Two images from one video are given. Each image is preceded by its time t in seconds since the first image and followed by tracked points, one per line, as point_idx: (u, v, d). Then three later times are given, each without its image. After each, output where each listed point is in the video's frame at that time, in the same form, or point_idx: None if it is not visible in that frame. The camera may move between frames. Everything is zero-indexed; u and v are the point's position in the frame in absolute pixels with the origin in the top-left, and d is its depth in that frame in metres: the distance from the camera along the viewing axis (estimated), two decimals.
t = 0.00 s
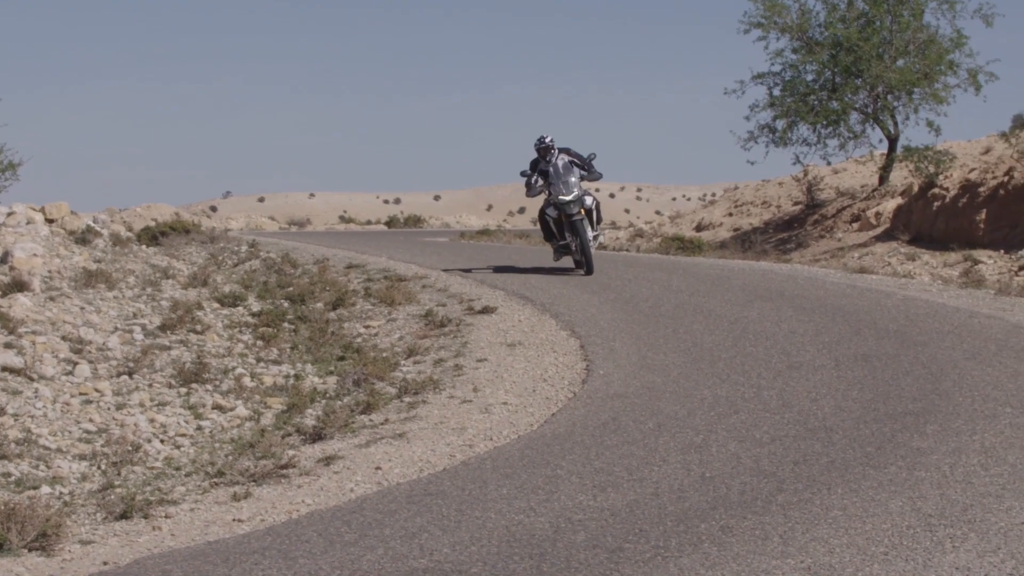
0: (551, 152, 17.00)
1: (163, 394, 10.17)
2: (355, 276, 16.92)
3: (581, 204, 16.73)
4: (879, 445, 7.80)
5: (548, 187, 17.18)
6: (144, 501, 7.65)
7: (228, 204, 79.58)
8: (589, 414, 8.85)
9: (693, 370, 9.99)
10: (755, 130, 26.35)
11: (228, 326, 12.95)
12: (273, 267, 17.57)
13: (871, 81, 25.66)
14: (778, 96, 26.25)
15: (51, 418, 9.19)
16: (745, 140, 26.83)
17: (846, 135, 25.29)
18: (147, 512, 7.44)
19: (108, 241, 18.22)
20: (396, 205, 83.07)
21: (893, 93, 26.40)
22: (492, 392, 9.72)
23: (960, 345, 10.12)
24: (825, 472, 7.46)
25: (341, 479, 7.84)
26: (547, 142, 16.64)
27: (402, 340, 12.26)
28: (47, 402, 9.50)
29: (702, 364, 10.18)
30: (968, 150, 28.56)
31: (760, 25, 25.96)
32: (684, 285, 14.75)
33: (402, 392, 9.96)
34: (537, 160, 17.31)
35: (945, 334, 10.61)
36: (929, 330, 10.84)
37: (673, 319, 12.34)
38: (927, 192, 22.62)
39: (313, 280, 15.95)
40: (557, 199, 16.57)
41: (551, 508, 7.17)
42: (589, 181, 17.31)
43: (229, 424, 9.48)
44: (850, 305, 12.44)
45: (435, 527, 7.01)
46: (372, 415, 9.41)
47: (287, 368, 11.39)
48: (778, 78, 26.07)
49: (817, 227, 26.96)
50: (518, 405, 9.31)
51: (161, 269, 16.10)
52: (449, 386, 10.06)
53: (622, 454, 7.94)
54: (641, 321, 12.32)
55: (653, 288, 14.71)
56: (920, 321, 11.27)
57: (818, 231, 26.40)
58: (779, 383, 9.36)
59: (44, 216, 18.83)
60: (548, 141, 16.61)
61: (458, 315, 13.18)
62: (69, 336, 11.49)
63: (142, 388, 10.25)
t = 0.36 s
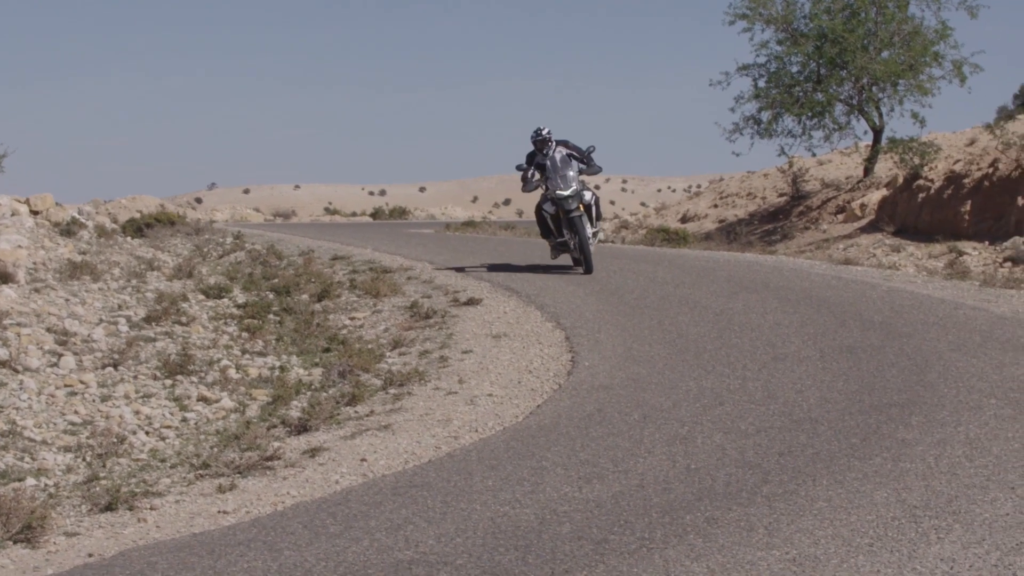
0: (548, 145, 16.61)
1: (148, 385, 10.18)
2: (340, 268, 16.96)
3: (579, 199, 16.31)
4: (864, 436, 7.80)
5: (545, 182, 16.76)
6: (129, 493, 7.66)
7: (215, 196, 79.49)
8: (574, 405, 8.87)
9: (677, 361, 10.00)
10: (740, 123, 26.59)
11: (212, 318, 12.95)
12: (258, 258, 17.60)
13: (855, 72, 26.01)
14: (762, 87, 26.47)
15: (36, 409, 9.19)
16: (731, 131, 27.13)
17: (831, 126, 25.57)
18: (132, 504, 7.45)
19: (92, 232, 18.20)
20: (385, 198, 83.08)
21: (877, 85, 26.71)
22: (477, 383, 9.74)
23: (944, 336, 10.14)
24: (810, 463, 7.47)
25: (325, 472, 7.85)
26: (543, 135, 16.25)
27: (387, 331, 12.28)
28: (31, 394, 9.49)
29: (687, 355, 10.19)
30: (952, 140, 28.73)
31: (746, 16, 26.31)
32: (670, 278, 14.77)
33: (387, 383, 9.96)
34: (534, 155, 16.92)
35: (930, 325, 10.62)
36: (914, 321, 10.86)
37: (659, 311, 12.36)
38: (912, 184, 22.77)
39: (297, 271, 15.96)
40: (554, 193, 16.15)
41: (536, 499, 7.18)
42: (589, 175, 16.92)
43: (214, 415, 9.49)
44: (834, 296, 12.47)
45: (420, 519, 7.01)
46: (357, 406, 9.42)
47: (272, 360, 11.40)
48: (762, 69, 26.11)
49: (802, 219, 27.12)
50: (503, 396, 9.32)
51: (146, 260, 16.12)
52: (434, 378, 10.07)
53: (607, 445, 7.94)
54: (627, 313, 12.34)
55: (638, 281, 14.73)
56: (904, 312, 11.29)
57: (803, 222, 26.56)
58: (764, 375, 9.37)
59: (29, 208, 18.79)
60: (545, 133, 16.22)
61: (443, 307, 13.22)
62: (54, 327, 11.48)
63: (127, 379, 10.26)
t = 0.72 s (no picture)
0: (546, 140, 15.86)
1: (135, 378, 10.18)
2: (327, 261, 16.97)
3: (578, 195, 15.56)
4: (851, 429, 7.81)
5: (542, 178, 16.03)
6: (117, 486, 7.67)
7: (204, 189, 79.42)
8: (561, 398, 8.87)
9: (665, 354, 10.00)
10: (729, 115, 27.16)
11: (200, 311, 12.95)
12: (245, 251, 17.61)
13: (843, 65, 26.61)
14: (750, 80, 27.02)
15: (23, 402, 9.20)
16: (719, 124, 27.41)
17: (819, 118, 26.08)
18: (120, 496, 7.48)
19: (80, 226, 18.20)
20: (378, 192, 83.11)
21: (865, 77, 27.35)
22: (464, 376, 9.76)
23: (932, 329, 10.15)
24: (797, 456, 7.47)
25: (313, 464, 7.86)
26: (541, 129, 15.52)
27: (375, 324, 12.30)
28: (19, 386, 9.50)
29: (674, 348, 10.18)
30: (939, 132, 28.87)
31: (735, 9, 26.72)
32: (659, 272, 14.77)
33: (374, 376, 9.97)
34: (532, 150, 16.16)
35: (917, 318, 10.64)
36: (901, 313, 10.88)
37: (646, 304, 12.37)
38: (900, 177, 22.88)
39: (285, 265, 15.99)
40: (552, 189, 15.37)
41: (524, 492, 7.18)
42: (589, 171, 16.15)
43: (201, 408, 9.49)
44: (822, 289, 12.47)
45: (408, 512, 7.01)
46: (345, 399, 9.41)
47: (260, 353, 11.40)
48: (750, 62, 26.19)
49: (789, 212, 27.35)
50: (492, 389, 9.33)
51: (133, 253, 16.13)
52: (422, 370, 10.08)
53: (595, 438, 7.95)
54: (615, 306, 12.34)
55: (628, 275, 14.73)
56: (892, 305, 11.30)
57: (791, 215, 26.74)
58: (752, 367, 9.38)
59: (16, 201, 18.70)
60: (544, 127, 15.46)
61: (430, 300, 13.25)
62: (42, 320, 11.49)
63: (114, 372, 10.26)
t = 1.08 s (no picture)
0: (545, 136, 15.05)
1: (125, 371, 10.19)
2: (317, 255, 17.00)
3: (578, 195, 14.72)
4: (841, 423, 7.82)
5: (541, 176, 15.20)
6: (107, 480, 7.68)
7: (195, 184, 79.35)
8: (550, 392, 8.87)
9: (654, 348, 10.00)
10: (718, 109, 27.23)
11: (189, 305, 12.96)
12: (235, 245, 17.64)
13: (833, 59, 26.66)
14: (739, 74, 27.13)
15: (12, 396, 9.21)
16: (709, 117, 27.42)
17: (808, 112, 26.08)
18: (110, 491, 7.49)
19: (70, 220, 18.20)
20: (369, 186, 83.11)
21: (854, 71, 27.43)
22: (453, 370, 9.76)
23: (922, 322, 10.15)
24: (786, 450, 7.48)
25: (303, 459, 7.87)
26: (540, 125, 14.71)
27: (365, 318, 12.31)
28: (8, 380, 9.51)
29: (664, 342, 10.17)
30: (928, 126, 28.92)
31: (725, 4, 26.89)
32: (650, 267, 14.76)
33: (364, 369, 9.97)
34: (530, 147, 15.34)
35: (906, 312, 10.65)
36: (891, 307, 10.88)
37: (637, 298, 12.37)
38: (889, 170, 22.86)
39: (275, 259, 16.00)
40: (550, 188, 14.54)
41: (513, 486, 7.18)
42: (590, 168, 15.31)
43: (192, 402, 9.50)
44: (812, 283, 12.47)
45: (398, 506, 7.01)
46: (334, 393, 9.42)
47: (250, 346, 11.40)
48: (740, 56, 26.20)
49: (780, 205, 27.48)
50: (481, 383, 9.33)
51: (122, 247, 16.15)
52: (411, 365, 10.08)
53: (584, 432, 7.95)
54: (606, 301, 12.34)
55: (620, 271, 14.73)
56: (881, 299, 11.31)
57: (780, 209, 26.91)
58: (740, 361, 9.39)
59: (5, 196, 19.08)
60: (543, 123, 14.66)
61: (420, 293, 13.28)
62: (31, 314, 11.49)
63: (104, 366, 10.27)
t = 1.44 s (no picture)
0: (543, 135, 14.13)
1: (117, 367, 10.19)
2: (309, 250, 17.00)
3: (578, 196, 13.80)
4: (832, 419, 7.82)
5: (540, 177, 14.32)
6: (98, 475, 7.68)
7: (188, 179, 79.23)
8: (542, 387, 8.88)
9: (646, 344, 10.01)
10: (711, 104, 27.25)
11: (181, 300, 12.96)
12: (227, 240, 17.65)
13: (825, 54, 26.76)
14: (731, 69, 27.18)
15: (4, 392, 9.20)
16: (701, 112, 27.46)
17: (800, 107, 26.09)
18: (102, 486, 7.48)
19: (62, 214, 18.22)
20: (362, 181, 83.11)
21: (846, 67, 27.50)
22: (445, 365, 9.77)
23: (913, 318, 10.16)
24: (779, 446, 7.48)
25: (295, 453, 7.87)
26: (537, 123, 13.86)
27: (357, 313, 12.33)
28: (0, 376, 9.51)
29: (657, 338, 10.17)
30: (921, 121, 28.97)
31: None
32: (643, 263, 14.74)
33: (356, 365, 9.97)
34: (529, 147, 14.48)
35: (898, 307, 10.65)
36: (883, 303, 10.89)
37: (631, 294, 12.36)
38: (881, 165, 22.94)
39: (267, 254, 16.02)
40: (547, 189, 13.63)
41: (506, 482, 7.18)
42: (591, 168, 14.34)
43: (184, 397, 9.49)
44: (805, 278, 12.47)
45: (390, 501, 7.01)
46: (326, 388, 9.42)
47: (242, 342, 11.40)
48: (733, 51, 26.21)
49: (771, 201, 27.53)
50: (473, 378, 9.34)
51: (114, 242, 16.15)
52: (403, 360, 10.09)
53: (577, 428, 7.95)
54: (599, 297, 12.33)
55: (614, 267, 14.71)
56: (873, 294, 11.32)
57: (773, 205, 26.94)
58: (732, 357, 9.39)
59: None
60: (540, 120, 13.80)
61: (413, 289, 13.30)
62: (23, 309, 11.49)
63: (96, 361, 10.27)
